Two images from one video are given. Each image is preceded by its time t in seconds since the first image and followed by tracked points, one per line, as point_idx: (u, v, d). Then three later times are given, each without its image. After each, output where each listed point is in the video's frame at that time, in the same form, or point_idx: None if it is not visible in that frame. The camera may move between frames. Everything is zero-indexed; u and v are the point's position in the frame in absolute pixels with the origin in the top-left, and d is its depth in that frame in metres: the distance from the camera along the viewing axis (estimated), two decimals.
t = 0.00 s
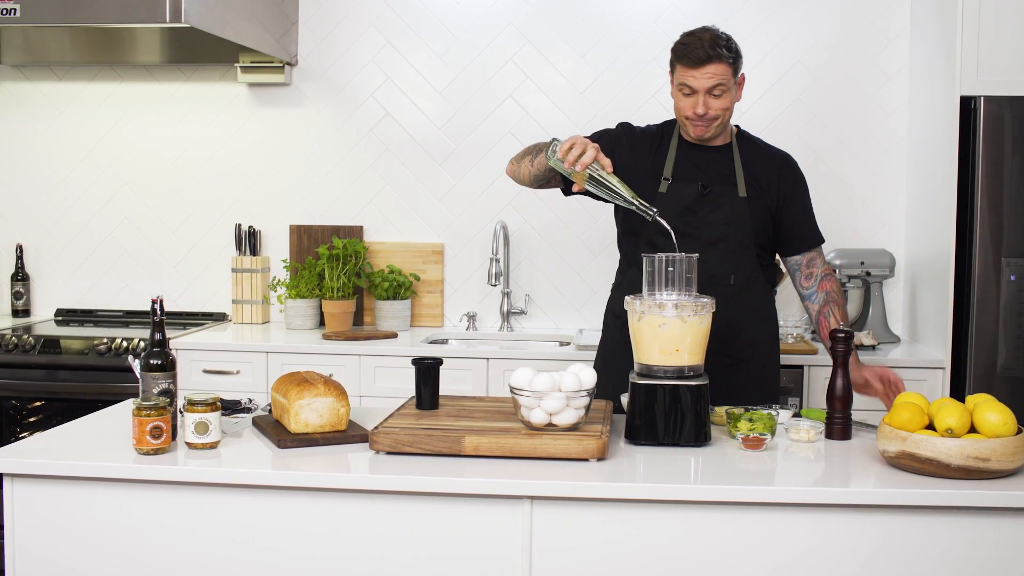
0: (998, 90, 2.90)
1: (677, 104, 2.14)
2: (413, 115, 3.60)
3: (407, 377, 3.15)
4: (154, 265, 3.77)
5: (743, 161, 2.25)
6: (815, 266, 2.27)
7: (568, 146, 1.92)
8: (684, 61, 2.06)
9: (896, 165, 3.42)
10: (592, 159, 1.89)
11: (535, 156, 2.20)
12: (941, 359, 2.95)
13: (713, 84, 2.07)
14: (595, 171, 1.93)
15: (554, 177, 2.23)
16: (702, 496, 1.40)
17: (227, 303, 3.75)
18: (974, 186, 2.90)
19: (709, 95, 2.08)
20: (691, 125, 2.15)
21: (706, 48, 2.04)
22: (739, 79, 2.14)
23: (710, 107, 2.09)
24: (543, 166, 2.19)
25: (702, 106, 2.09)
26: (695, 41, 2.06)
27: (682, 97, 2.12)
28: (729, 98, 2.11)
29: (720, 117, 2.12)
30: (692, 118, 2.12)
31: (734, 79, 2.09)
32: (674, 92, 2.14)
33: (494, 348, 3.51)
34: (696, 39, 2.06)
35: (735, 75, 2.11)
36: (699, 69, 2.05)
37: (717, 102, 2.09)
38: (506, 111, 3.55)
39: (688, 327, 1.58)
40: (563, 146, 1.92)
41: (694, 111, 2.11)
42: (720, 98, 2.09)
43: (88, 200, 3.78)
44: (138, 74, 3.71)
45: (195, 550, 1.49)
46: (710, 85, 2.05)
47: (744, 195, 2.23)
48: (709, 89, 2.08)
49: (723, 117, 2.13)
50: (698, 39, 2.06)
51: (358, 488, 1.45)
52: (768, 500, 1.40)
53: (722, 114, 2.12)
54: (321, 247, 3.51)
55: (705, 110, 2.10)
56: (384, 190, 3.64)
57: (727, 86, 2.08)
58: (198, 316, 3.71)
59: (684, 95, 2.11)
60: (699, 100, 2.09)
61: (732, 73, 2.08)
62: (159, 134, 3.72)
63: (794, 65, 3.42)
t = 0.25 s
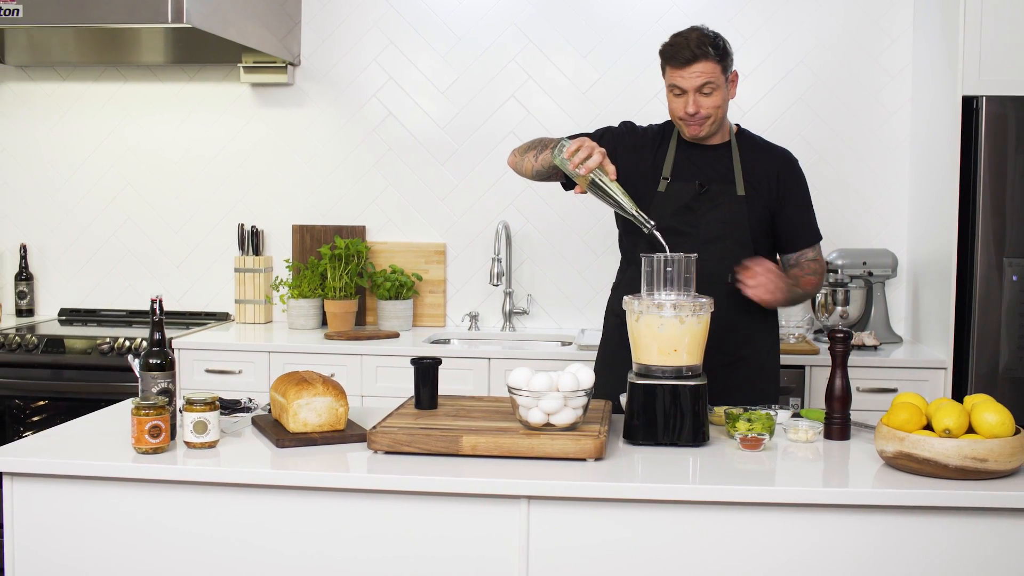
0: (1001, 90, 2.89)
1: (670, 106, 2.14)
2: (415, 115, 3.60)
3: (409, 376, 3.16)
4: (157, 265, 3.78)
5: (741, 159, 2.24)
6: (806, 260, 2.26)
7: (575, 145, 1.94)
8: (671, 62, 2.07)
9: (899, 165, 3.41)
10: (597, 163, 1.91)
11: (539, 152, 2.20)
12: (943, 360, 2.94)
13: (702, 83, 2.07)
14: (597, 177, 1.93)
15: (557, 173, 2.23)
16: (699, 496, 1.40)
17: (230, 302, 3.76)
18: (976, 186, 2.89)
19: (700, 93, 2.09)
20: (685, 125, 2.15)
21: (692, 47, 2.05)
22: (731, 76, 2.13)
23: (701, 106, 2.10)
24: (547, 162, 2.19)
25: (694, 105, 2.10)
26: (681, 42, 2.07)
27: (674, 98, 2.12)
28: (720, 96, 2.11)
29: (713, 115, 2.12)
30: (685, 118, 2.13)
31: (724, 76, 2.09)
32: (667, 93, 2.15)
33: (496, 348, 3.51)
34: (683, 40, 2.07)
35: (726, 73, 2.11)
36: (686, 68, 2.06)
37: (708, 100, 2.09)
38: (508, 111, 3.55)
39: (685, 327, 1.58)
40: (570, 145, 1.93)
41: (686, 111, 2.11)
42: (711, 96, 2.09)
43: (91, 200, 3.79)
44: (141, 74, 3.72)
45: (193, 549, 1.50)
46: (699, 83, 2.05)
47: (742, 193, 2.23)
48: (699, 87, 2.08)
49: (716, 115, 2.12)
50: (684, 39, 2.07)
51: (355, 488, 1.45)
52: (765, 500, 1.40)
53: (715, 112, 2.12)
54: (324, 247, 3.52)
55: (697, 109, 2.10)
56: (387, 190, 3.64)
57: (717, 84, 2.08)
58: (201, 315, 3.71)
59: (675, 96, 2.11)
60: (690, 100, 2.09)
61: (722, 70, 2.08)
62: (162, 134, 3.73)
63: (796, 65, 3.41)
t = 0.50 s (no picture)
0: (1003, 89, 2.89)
1: (668, 105, 2.16)
2: (417, 115, 3.60)
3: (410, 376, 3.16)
4: (159, 265, 3.79)
5: (737, 157, 2.23)
6: (761, 240, 2.13)
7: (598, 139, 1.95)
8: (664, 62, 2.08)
9: (902, 164, 3.40)
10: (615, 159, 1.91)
11: (555, 139, 2.20)
12: (945, 360, 2.94)
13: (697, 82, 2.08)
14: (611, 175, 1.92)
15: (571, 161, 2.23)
16: (696, 496, 1.40)
17: (233, 302, 3.76)
18: (977, 186, 2.89)
19: (695, 92, 2.09)
20: (682, 125, 2.16)
21: (686, 47, 2.06)
22: (729, 75, 2.13)
23: (697, 105, 2.10)
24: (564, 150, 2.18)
25: (689, 104, 2.11)
26: (676, 42, 2.08)
27: (671, 97, 2.13)
28: (717, 95, 2.11)
29: (710, 113, 2.12)
30: (682, 117, 2.14)
31: (720, 74, 2.09)
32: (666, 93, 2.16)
33: (498, 347, 3.51)
34: (678, 39, 2.08)
35: (723, 71, 2.11)
36: (681, 67, 2.07)
37: (704, 98, 2.10)
38: (510, 110, 3.55)
39: (684, 327, 1.58)
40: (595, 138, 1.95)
41: (682, 110, 2.12)
42: (707, 95, 2.10)
43: (94, 200, 3.80)
44: (144, 74, 3.72)
45: (192, 548, 1.50)
46: (693, 82, 2.06)
47: (735, 191, 2.23)
48: (694, 86, 2.09)
49: (714, 113, 2.13)
50: (679, 39, 2.08)
51: (354, 487, 1.46)
52: (762, 500, 1.40)
53: (712, 110, 2.12)
54: (326, 246, 3.52)
55: (693, 108, 2.11)
56: (389, 189, 3.64)
57: (713, 82, 2.09)
58: (203, 315, 3.72)
59: (671, 96, 2.12)
60: (686, 99, 2.10)
61: (717, 69, 2.08)
62: (165, 134, 3.74)
63: (799, 65, 3.41)
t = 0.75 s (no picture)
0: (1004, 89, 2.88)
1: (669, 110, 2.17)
2: (419, 115, 3.60)
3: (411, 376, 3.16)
4: (161, 264, 3.79)
5: (742, 163, 2.23)
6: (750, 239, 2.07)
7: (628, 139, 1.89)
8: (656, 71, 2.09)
9: (904, 164, 3.40)
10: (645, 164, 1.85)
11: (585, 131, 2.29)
12: (946, 360, 2.93)
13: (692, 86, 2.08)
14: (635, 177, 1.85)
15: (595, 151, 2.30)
16: (693, 496, 1.40)
17: (234, 302, 3.77)
18: (979, 186, 2.89)
19: (691, 97, 2.09)
20: (683, 129, 2.17)
21: (679, 53, 2.07)
22: (727, 76, 2.12)
23: (694, 109, 2.10)
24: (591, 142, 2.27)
25: (687, 108, 2.11)
26: (670, 48, 2.09)
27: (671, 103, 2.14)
28: (714, 97, 2.10)
29: (709, 116, 2.12)
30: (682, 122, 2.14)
31: (717, 77, 2.09)
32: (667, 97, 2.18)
33: (499, 347, 3.51)
34: (672, 45, 2.09)
35: (720, 74, 2.09)
36: (674, 73, 2.08)
37: (699, 103, 2.09)
38: (511, 111, 3.55)
39: (682, 327, 1.58)
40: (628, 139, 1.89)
41: (680, 116, 2.13)
42: (702, 99, 2.10)
43: (97, 200, 3.81)
44: (146, 74, 3.73)
45: (191, 548, 1.51)
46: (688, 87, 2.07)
47: (737, 196, 2.23)
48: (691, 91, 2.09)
49: (712, 116, 2.12)
50: (672, 45, 2.09)
51: (351, 487, 1.46)
52: (759, 500, 1.40)
53: (710, 114, 2.12)
54: (327, 246, 3.52)
55: (691, 113, 2.11)
56: (390, 189, 3.64)
57: (709, 85, 2.08)
58: (205, 315, 3.72)
59: (669, 102, 2.13)
60: (683, 104, 2.10)
61: (713, 73, 2.07)
62: (168, 134, 3.74)
63: (800, 65, 3.40)
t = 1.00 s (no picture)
0: (1007, 89, 2.88)
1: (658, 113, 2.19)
2: (420, 115, 3.60)
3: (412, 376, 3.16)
4: (164, 264, 3.80)
5: (735, 161, 2.22)
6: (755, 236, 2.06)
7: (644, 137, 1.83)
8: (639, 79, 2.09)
9: (906, 164, 3.39)
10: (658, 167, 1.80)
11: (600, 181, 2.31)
12: (947, 360, 2.92)
13: (676, 90, 2.09)
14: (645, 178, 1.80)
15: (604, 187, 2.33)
16: (692, 497, 1.40)
17: (236, 302, 3.77)
18: (980, 186, 2.89)
19: (676, 100, 2.11)
20: (674, 131, 2.18)
21: (660, 59, 2.07)
22: (712, 75, 2.11)
23: (681, 112, 2.12)
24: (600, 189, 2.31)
25: (674, 112, 2.13)
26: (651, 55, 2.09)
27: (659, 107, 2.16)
28: (699, 97, 2.11)
29: (697, 117, 2.13)
30: (672, 125, 2.16)
31: (700, 78, 2.09)
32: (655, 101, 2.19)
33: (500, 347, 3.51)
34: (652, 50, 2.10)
35: (704, 74, 2.09)
36: (656, 79, 2.09)
37: (685, 105, 2.11)
38: (513, 111, 3.55)
39: (682, 328, 1.58)
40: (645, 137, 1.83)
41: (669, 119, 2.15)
42: (688, 101, 2.11)
43: (99, 200, 3.81)
44: (149, 74, 3.74)
45: (190, 547, 1.51)
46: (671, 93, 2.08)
47: (728, 195, 2.22)
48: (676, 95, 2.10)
49: (700, 117, 2.13)
50: (653, 52, 2.09)
51: (350, 486, 1.46)
52: (758, 500, 1.40)
53: (697, 114, 2.12)
54: (329, 246, 3.52)
55: (678, 116, 2.13)
56: (392, 189, 3.65)
57: (692, 87, 2.09)
58: (207, 315, 3.73)
59: (656, 106, 2.15)
60: (670, 107, 2.12)
61: (695, 74, 2.08)
62: (170, 134, 3.75)
63: (802, 64, 3.40)
